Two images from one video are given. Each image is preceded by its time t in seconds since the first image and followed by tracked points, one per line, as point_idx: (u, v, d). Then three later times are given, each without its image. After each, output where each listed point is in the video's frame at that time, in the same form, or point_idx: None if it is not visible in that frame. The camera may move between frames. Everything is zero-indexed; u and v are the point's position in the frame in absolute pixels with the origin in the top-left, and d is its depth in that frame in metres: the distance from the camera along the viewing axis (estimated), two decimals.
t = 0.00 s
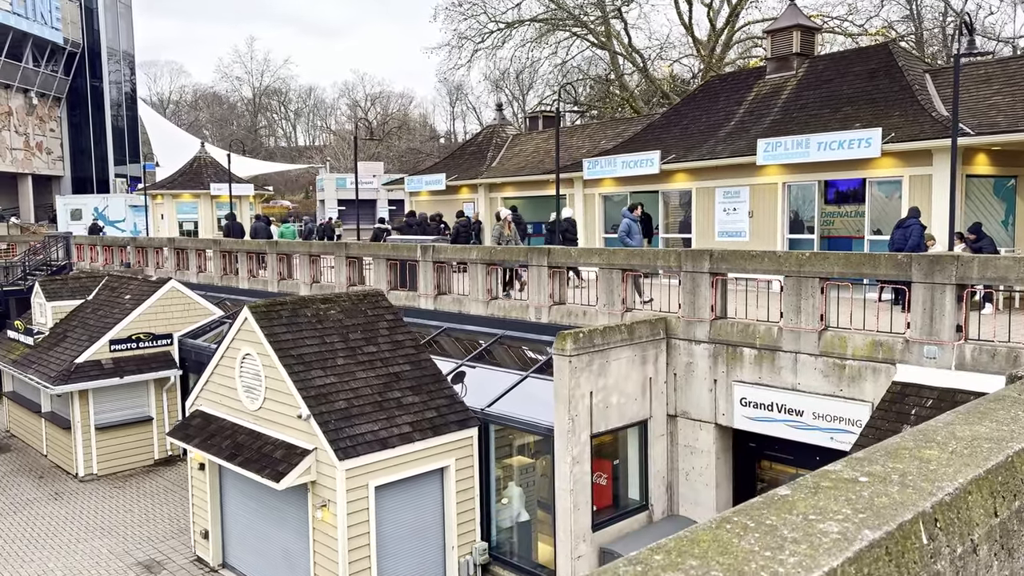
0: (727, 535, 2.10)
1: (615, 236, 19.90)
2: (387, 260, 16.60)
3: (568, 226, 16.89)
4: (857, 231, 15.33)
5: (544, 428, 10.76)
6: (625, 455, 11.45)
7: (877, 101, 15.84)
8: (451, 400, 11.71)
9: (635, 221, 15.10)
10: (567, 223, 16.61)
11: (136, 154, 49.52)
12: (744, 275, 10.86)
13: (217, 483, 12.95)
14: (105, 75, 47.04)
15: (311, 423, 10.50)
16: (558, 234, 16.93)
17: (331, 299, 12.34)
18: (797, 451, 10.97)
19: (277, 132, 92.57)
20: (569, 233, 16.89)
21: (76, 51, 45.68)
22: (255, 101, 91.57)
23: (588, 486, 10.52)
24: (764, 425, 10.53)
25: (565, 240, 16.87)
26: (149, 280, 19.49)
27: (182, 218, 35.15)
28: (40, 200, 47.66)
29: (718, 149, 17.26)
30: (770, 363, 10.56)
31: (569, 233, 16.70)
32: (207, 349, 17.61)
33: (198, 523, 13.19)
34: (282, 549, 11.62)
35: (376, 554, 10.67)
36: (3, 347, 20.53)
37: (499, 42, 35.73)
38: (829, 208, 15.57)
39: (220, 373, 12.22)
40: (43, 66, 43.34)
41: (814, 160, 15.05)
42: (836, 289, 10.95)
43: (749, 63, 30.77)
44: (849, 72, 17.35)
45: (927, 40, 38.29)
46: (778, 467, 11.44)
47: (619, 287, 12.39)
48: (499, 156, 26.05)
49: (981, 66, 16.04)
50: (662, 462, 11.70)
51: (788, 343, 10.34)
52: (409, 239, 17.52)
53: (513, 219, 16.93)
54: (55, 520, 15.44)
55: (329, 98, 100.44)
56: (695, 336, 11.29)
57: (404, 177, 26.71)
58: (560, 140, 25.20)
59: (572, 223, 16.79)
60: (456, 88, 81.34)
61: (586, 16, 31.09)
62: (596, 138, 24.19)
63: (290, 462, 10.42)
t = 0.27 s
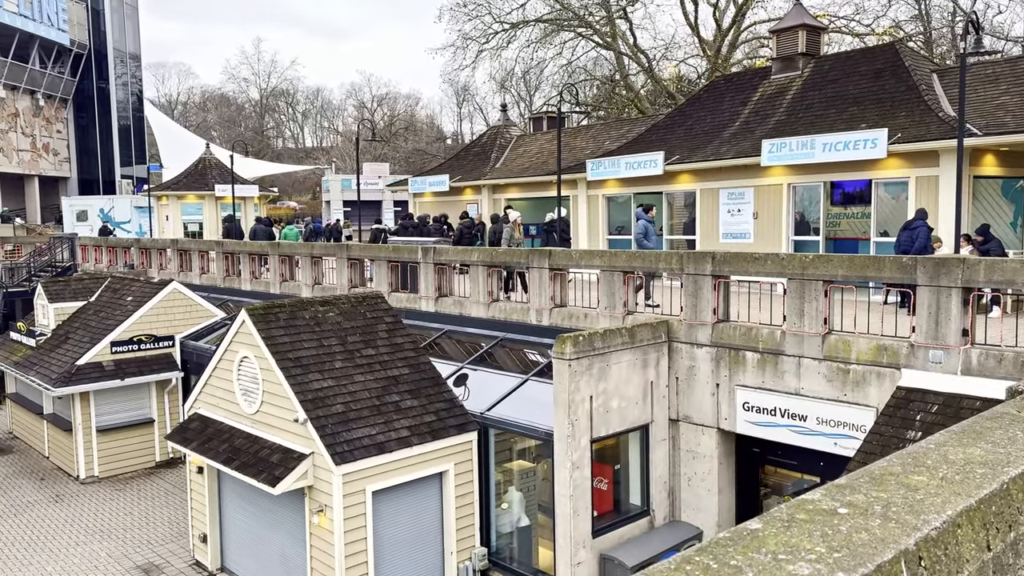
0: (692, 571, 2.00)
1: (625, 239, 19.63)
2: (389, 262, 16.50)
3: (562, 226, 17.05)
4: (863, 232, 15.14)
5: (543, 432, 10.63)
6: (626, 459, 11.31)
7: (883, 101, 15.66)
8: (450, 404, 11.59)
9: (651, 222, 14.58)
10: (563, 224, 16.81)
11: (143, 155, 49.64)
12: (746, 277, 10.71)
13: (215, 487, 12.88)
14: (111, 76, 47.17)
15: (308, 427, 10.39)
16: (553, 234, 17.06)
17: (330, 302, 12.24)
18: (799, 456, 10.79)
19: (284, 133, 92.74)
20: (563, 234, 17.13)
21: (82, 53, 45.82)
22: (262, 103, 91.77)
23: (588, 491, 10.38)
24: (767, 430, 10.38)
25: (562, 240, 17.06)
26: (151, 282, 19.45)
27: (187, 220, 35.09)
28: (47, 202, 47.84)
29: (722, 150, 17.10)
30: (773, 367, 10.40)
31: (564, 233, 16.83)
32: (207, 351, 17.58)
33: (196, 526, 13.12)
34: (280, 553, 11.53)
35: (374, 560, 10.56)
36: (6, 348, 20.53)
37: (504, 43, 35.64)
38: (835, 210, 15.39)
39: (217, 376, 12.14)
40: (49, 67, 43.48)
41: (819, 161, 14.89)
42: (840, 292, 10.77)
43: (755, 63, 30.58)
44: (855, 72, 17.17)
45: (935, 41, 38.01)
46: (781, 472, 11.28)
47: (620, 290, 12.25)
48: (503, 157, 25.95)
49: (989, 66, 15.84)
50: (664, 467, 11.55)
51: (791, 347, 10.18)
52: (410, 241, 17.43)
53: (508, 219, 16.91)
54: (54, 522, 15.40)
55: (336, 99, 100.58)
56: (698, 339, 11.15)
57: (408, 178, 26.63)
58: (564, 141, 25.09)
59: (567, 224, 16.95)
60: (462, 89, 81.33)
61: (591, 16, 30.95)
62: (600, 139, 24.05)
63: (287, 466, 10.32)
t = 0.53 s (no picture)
0: None
1: (628, 239, 19.48)
2: (391, 262, 16.37)
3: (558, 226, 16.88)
4: (871, 232, 14.92)
5: (544, 434, 10.48)
6: (629, 462, 11.14)
7: (892, 100, 15.44)
8: (451, 405, 11.46)
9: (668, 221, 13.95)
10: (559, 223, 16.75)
11: (151, 156, 49.73)
12: (751, 277, 10.53)
13: (214, 488, 12.79)
14: (120, 77, 47.29)
15: (305, 428, 10.27)
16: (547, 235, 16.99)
17: (330, 302, 12.13)
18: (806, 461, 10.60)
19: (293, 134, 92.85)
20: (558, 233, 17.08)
21: (91, 53, 45.94)
22: (271, 103, 91.91)
23: (589, 495, 10.22)
24: (771, 433, 10.21)
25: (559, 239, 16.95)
26: (155, 282, 19.39)
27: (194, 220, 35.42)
28: (57, 202, 48.00)
29: (729, 149, 16.92)
30: (779, 369, 10.22)
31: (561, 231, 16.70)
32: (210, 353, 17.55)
33: (196, 527, 13.03)
34: (279, 556, 11.42)
35: (372, 564, 10.44)
36: (11, 348, 20.52)
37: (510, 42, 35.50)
38: (844, 209, 15.17)
39: (217, 376, 12.05)
40: (58, 68, 43.61)
41: (826, 159, 14.70)
42: (847, 292, 10.59)
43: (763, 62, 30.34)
44: (864, 70, 16.95)
45: (946, 40, 37.64)
46: (787, 476, 11.10)
47: (624, 290, 12.08)
48: (509, 157, 25.80)
49: (1000, 63, 15.59)
50: (667, 470, 11.38)
51: (796, 349, 10.00)
52: (413, 241, 17.30)
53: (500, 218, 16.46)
54: (57, 523, 15.37)
55: (345, 100, 100.71)
56: (702, 341, 10.98)
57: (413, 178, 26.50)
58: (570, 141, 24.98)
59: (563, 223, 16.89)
60: (471, 90, 81.25)
61: (598, 15, 30.78)
62: (606, 139, 23.89)
63: (284, 468, 10.21)
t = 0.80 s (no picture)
0: None
1: (638, 240, 19.29)
2: (397, 263, 16.24)
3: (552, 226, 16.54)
4: (884, 233, 14.67)
5: (548, 439, 10.32)
6: (635, 467, 10.96)
7: (905, 98, 15.19)
8: (455, 408, 11.32)
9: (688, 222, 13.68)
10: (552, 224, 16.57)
11: (162, 157, 49.89)
12: (759, 280, 10.33)
13: (217, 491, 12.69)
14: (132, 78, 47.47)
15: (306, 432, 10.15)
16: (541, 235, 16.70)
17: (333, 304, 12.01)
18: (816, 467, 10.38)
19: (305, 135, 93.04)
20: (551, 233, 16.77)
21: (103, 55, 46.13)
22: (283, 105, 92.13)
23: (594, 501, 10.04)
24: (780, 438, 10.01)
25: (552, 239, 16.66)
26: (162, 283, 19.36)
27: (204, 221, 35.48)
28: (69, 203, 48.23)
29: (739, 149, 16.70)
30: (788, 374, 10.01)
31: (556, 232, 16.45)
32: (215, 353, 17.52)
33: (199, 530, 12.94)
34: (281, 560, 11.30)
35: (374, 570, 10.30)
36: (19, 348, 20.54)
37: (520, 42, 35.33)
38: (856, 210, 14.93)
39: (219, 379, 11.95)
40: (70, 70, 43.81)
41: (838, 159, 14.47)
42: (858, 295, 10.37)
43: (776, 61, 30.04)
44: (876, 69, 16.70)
45: (963, 38, 37.17)
46: (797, 481, 10.89)
47: (630, 292, 11.89)
48: (517, 157, 25.65)
49: (1016, 61, 15.31)
50: (674, 476, 11.18)
51: (806, 352, 9.79)
52: (420, 242, 17.16)
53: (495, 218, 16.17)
54: (62, 525, 15.33)
55: (357, 101, 100.81)
56: (709, 344, 10.78)
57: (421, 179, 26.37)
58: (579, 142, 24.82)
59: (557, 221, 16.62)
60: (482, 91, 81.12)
61: (608, 14, 30.56)
62: (616, 139, 23.70)
63: (285, 472, 10.09)
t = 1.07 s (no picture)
0: None
1: (647, 241, 19.09)
2: (404, 264, 16.12)
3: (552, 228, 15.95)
4: (898, 235, 14.41)
5: (552, 444, 10.15)
6: (641, 473, 10.77)
7: (919, 98, 14.92)
8: (458, 412, 11.17)
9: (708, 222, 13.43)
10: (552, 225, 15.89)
11: (175, 158, 50.09)
12: (768, 282, 10.13)
13: (220, 494, 12.60)
14: (145, 79, 47.68)
15: (307, 436, 10.03)
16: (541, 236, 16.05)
17: (336, 306, 11.90)
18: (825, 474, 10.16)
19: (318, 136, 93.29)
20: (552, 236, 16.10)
21: (117, 56, 46.35)
22: (297, 106, 92.42)
23: (598, 507, 9.87)
24: (789, 445, 9.80)
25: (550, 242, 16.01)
26: (170, 284, 19.34)
27: (215, 221, 35.56)
28: (83, 204, 48.49)
29: (749, 149, 16.48)
30: (797, 379, 9.79)
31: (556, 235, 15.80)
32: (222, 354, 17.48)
33: (202, 533, 12.87)
34: (282, 565, 11.19)
35: None
36: (29, 349, 20.57)
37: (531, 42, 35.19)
38: (869, 211, 14.67)
39: (222, 381, 11.87)
40: (84, 71, 44.04)
41: (850, 160, 14.23)
42: (870, 298, 10.14)
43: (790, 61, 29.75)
44: (890, 67, 16.44)
45: (980, 37, 36.71)
46: (806, 488, 10.67)
47: (637, 294, 11.71)
48: (527, 157, 25.50)
49: None
50: (681, 482, 10.98)
51: (815, 357, 9.57)
52: (426, 243, 17.04)
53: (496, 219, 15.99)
54: (68, 526, 15.31)
55: (370, 102, 100.99)
56: (716, 348, 10.59)
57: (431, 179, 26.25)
58: (590, 143, 24.65)
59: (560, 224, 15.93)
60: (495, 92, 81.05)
61: (619, 13, 30.35)
62: (626, 140, 23.51)
63: (285, 476, 9.98)
